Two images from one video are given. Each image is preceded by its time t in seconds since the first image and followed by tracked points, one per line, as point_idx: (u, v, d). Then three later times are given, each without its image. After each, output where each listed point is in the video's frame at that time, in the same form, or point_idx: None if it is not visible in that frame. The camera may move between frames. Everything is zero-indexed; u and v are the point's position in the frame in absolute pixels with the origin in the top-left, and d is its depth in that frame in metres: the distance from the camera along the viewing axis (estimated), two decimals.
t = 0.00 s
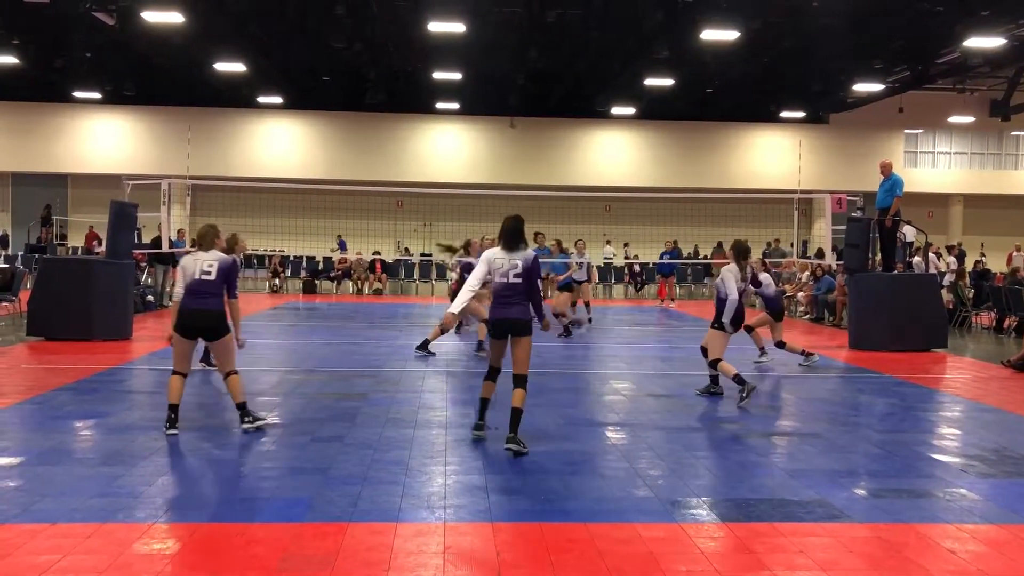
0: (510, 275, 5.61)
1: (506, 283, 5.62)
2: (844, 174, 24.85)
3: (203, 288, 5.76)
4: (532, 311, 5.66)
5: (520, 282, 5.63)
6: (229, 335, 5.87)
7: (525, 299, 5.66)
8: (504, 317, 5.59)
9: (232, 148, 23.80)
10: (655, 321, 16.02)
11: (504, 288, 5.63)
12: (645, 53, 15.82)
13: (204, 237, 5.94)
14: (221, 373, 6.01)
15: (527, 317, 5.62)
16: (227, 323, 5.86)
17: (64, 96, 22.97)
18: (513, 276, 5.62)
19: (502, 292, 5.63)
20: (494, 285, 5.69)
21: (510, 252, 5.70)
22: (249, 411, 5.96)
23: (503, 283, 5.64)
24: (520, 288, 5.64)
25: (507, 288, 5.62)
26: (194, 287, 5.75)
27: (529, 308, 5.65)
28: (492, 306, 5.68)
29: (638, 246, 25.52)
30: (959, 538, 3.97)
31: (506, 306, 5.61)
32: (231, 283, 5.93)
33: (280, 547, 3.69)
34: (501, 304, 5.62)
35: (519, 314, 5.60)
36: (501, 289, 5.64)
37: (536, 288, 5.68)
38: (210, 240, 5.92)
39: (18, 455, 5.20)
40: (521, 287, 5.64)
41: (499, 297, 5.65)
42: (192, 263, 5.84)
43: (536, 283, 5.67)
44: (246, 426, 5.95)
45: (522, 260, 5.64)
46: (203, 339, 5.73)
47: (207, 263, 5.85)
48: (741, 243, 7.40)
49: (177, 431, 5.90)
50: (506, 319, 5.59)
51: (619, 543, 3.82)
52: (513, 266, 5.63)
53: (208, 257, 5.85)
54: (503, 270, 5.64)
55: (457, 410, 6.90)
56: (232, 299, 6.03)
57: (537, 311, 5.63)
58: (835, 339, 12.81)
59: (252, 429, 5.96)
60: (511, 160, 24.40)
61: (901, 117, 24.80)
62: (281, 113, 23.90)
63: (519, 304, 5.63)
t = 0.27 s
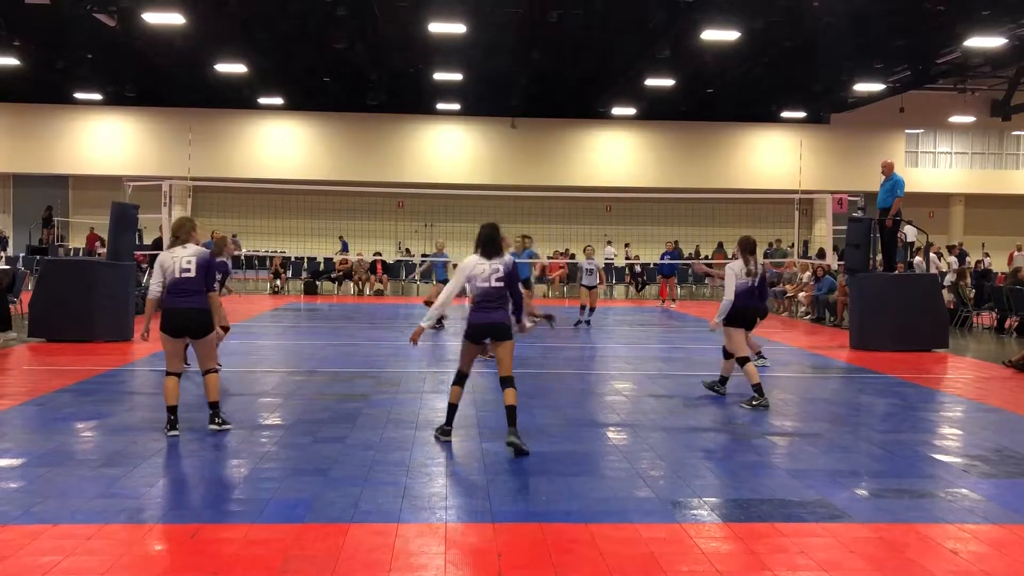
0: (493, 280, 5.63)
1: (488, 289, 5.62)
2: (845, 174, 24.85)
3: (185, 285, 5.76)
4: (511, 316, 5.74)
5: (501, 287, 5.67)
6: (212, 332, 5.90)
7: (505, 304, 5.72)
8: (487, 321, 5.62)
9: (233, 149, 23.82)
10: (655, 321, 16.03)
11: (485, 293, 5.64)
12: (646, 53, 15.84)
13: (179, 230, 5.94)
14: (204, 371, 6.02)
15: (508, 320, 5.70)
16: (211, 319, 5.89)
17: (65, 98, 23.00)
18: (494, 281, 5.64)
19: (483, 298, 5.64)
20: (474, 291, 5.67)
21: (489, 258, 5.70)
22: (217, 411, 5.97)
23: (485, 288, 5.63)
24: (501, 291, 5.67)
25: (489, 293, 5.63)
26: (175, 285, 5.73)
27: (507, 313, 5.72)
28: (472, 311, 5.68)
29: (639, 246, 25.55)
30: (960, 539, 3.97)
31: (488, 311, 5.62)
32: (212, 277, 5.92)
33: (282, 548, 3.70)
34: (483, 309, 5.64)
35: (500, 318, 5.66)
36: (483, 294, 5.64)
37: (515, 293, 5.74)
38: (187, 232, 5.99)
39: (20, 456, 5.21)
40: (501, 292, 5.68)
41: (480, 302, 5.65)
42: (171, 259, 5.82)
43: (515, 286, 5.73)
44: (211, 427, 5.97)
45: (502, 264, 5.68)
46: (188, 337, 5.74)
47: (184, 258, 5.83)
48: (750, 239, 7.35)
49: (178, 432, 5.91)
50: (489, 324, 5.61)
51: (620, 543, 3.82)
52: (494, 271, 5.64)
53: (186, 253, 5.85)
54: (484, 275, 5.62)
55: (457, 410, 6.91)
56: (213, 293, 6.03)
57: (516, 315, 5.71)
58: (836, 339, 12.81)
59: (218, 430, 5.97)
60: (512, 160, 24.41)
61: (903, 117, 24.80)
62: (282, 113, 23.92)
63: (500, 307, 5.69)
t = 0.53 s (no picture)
0: (477, 271, 5.94)
1: (474, 278, 5.91)
2: (846, 175, 24.84)
3: (177, 285, 5.75)
4: (496, 307, 5.98)
5: (485, 278, 5.96)
6: (206, 331, 5.89)
7: (490, 295, 5.98)
8: (474, 308, 5.84)
9: (234, 149, 23.82)
10: (656, 322, 16.03)
11: (471, 283, 5.92)
12: (647, 53, 15.84)
13: (170, 229, 5.92)
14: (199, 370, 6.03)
15: (494, 312, 5.92)
16: (205, 319, 5.89)
17: (66, 98, 23.01)
18: (479, 272, 5.95)
19: (469, 288, 5.91)
20: (460, 282, 5.95)
21: (473, 251, 6.04)
22: (210, 411, 5.96)
23: (471, 278, 5.93)
24: (486, 283, 5.94)
25: (475, 283, 5.92)
26: (167, 285, 5.74)
27: (492, 304, 5.96)
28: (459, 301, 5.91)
29: (640, 247, 25.56)
30: (961, 539, 3.96)
31: (474, 299, 5.88)
32: (204, 274, 5.89)
33: (282, 548, 3.70)
34: (470, 298, 5.89)
35: (487, 306, 5.90)
36: (469, 284, 5.91)
37: (498, 286, 6.02)
38: (177, 229, 5.97)
39: (20, 456, 5.21)
40: (486, 283, 5.96)
41: (466, 293, 5.91)
42: (163, 258, 5.80)
43: (499, 279, 6.03)
44: (204, 427, 5.98)
45: (486, 257, 6.01)
46: (183, 337, 5.75)
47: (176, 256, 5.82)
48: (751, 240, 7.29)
49: (179, 432, 5.91)
50: (476, 311, 5.84)
51: (620, 543, 3.82)
52: (479, 262, 5.97)
53: (176, 252, 5.82)
54: (470, 266, 5.96)
55: (458, 410, 6.92)
56: (207, 290, 6.00)
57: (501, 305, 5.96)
58: (836, 340, 12.80)
59: (211, 429, 5.97)
60: (513, 161, 24.42)
61: (903, 117, 24.79)
62: (283, 114, 23.93)
63: (486, 298, 5.93)
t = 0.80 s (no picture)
0: (477, 276, 5.95)
1: (473, 284, 5.94)
2: (847, 176, 24.83)
3: (175, 284, 5.74)
4: (496, 311, 6.00)
5: (485, 282, 5.97)
6: (204, 330, 5.89)
7: (490, 299, 5.99)
8: (472, 314, 5.89)
9: (235, 148, 23.82)
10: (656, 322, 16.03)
11: (470, 289, 5.95)
12: (649, 54, 15.83)
13: (167, 227, 5.94)
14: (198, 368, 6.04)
15: (493, 316, 5.98)
16: (203, 318, 5.87)
17: (67, 96, 22.99)
18: (479, 277, 5.95)
19: (469, 293, 5.95)
20: (462, 287, 5.98)
21: (474, 256, 6.05)
22: (210, 409, 5.98)
23: (470, 283, 5.95)
24: (485, 288, 5.96)
25: (474, 288, 5.94)
26: (164, 284, 5.73)
27: (492, 309, 5.98)
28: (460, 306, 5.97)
29: (640, 247, 25.57)
30: (961, 541, 3.96)
31: (473, 304, 5.92)
32: (202, 273, 5.88)
33: (281, 547, 3.69)
34: (469, 303, 5.93)
35: (486, 311, 5.93)
36: (468, 289, 5.95)
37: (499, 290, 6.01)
38: (174, 228, 5.98)
39: (20, 454, 5.21)
40: (485, 288, 5.97)
41: (466, 298, 5.96)
42: (160, 257, 5.79)
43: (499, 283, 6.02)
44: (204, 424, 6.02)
45: (487, 262, 5.98)
46: (181, 336, 5.74)
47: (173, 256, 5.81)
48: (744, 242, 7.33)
49: (179, 431, 5.90)
50: (474, 317, 5.89)
51: (620, 544, 3.82)
52: (479, 268, 5.96)
53: (173, 251, 5.80)
54: (470, 271, 5.96)
55: (458, 410, 6.94)
56: (205, 289, 5.99)
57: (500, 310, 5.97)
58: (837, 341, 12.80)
59: (211, 427, 6.00)
60: (513, 161, 24.42)
61: (904, 119, 24.78)
62: (284, 113, 23.92)
63: (486, 303, 5.96)
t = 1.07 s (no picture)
0: (485, 270, 6.23)
1: (480, 278, 6.22)
2: (847, 177, 24.84)
3: (175, 285, 5.75)
4: (502, 305, 6.25)
5: (492, 277, 6.24)
6: (203, 330, 5.89)
7: (497, 293, 6.25)
8: (479, 306, 6.16)
9: (235, 147, 23.83)
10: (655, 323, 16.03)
11: (478, 282, 6.23)
12: (648, 54, 15.85)
13: (168, 227, 5.94)
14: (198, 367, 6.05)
15: (500, 309, 6.21)
16: (203, 318, 5.87)
17: (67, 95, 23.00)
18: (487, 271, 6.24)
19: (477, 286, 6.23)
20: (470, 280, 6.27)
21: (483, 252, 6.34)
22: (210, 408, 5.98)
23: (478, 277, 6.24)
24: (493, 282, 6.23)
25: (481, 282, 6.22)
26: (164, 284, 5.73)
27: (498, 302, 6.24)
28: (467, 299, 6.25)
29: (639, 247, 25.58)
30: (961, 543, 3.96)
31: (480, 297, 6.19)
32: (201, 272, 5.87)
33: (281, 547, 3.69)
34: (476, 296, 6.21)
35: (491, 304, 6.18)
36: (476, 283, 6.23)
37: (506, 284, 6.29)
38: (174, 228, 5.98)
39: (20, 453, 5.21)
40: (493, 282, 6.24)
41: (474, 291, 6.24)
42: (160, 257, 5.79)
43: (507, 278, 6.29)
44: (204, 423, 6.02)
45: (495, 257, 6.28)
46: (181, 336, 5.75)
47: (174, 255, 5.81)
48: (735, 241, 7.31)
49: (179, 430, 5.90)
50: (480, 309, 6.15)
51: (620, 544, 3.82)
52: (487, 263, 6.25)
53: (173, 251, 5.80)
54: (478, 266, 6.26)
55: (458, 410, 6.93)
56: (205, 289, 5.99)
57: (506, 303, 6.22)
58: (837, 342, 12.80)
59: (211, 426, 6.00)
60: (513, 160, 24.42)
61: (905, 120, 24.78)
62: (284, 112, 23.92)
63: (493, 297, 6.22)
